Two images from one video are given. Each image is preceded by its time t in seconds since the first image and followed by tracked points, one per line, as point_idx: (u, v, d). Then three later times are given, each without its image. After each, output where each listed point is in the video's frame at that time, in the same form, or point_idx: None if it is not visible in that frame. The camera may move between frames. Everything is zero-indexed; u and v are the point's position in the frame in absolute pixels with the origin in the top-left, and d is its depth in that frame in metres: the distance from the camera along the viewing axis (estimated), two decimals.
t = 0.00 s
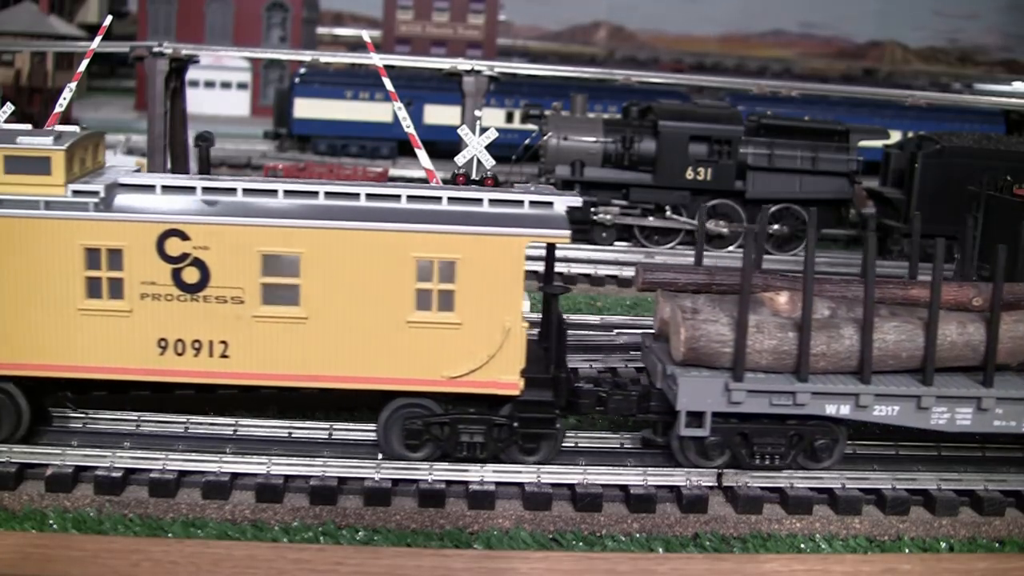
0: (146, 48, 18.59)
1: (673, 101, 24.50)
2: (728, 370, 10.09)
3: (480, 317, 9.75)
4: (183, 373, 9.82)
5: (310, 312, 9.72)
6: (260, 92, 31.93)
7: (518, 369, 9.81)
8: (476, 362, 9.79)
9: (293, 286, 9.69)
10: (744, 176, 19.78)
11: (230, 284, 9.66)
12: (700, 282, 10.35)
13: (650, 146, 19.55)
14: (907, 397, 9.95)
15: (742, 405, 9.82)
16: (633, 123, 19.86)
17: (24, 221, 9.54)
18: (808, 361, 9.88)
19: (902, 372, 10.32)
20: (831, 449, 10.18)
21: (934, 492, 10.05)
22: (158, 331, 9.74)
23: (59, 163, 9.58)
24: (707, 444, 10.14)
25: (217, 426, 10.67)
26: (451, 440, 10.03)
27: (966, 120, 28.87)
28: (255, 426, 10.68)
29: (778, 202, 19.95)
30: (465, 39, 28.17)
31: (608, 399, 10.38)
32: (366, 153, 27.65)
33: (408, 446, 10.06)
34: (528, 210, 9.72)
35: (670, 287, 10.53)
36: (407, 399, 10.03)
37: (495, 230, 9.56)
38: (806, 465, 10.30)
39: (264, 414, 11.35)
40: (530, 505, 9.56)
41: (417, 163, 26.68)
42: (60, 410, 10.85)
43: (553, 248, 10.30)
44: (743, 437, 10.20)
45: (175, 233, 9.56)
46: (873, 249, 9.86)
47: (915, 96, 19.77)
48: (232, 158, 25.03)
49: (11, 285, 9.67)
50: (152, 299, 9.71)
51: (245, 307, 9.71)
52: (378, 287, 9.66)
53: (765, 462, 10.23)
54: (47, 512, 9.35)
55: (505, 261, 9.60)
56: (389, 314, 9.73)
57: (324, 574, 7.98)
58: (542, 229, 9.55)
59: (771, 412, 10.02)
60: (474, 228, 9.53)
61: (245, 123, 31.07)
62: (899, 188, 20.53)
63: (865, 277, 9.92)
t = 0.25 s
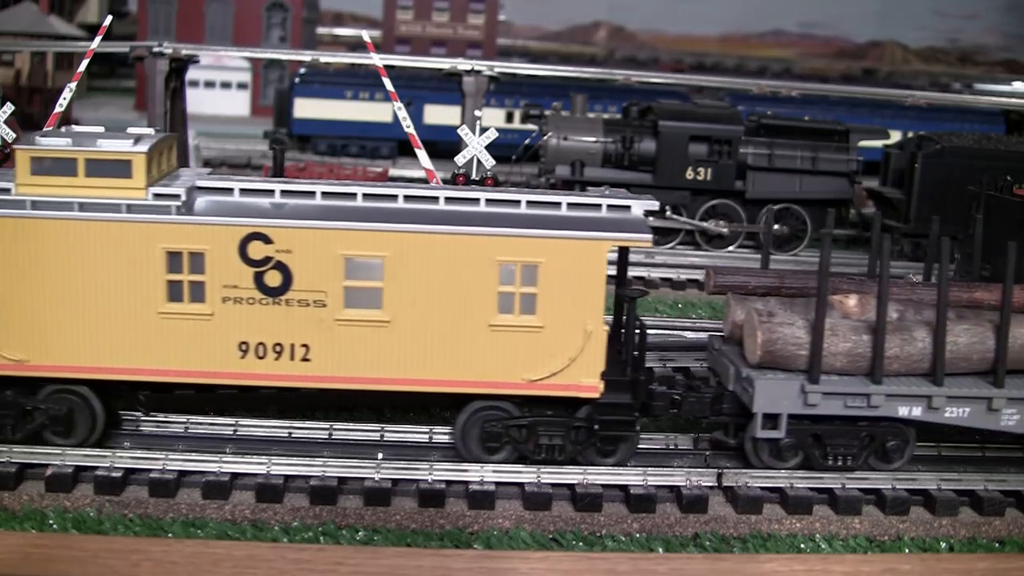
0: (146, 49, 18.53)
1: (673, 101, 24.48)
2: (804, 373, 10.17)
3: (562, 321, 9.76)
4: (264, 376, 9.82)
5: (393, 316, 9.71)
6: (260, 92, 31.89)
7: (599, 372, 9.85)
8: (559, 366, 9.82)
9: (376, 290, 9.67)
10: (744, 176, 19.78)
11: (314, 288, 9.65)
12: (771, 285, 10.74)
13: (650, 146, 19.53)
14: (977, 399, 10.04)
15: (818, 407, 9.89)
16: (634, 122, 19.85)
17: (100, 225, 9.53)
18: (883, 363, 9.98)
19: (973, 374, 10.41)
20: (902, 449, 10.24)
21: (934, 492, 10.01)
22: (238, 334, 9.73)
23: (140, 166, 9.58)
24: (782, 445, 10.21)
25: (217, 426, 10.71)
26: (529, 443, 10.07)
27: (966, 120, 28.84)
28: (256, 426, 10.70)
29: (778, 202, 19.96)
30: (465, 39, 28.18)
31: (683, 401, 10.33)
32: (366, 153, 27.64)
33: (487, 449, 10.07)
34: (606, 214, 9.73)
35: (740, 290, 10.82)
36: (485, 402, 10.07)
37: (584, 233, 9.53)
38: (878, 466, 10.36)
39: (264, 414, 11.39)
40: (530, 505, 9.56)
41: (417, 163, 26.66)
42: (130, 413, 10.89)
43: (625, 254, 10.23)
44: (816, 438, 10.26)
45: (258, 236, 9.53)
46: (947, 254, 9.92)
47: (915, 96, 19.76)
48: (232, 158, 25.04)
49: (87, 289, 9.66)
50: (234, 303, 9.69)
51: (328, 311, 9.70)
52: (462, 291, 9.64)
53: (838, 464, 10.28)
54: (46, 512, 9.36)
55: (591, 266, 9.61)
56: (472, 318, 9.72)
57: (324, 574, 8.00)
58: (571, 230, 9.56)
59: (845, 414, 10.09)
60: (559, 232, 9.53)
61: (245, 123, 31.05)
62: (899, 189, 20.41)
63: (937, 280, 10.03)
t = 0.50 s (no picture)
0: (146, 48, 18.58)
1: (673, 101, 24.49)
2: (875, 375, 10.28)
3: (641, 323, 9.82)
4: (344, 378, 9.85)
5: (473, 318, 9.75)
6: (261, 92, 31.92)
7: (676, 373, 9.91)
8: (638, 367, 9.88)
9: (456, 292, 9.71)
10: (744, 176, 19.80)
11: (395, 290, 9.67)
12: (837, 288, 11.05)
13: (650, 146, 19.53)
14: None
15: (890, 409, 10.01)
16: (633, 123, 19.85)
17: (179, 228, 9.51)
18: (954, 365, 10.08)
19: None
20: (972, 450, 10.29)
21: (934, 492, 10.04)
22: (319, 337, 9.77)
23: (220, 168, 9.59)
24: (853, 447, 10.29)
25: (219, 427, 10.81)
26: (605, 445, 10.16)
27: (966, 120, 28.81)
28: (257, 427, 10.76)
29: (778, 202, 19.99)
30: (465, 39, 28.22)
31: (754, 403, 10.38)
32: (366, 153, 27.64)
33: (563, 450, 10.15)
34: (686, 216, 9.79)
35: (807, 294, 11.10)
36: (561, 404, 10.14)
37: (657, 237, 9.57)
38: (947, 467, 10.43)
39: (265, 414, 11.44)
40: (530, 505, 9.56)
41: (417, 163, 26.65)
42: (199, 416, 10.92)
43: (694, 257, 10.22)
44: (887, 440, 10.31)
45: (339, 239, 9.57)
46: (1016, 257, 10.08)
47: (915, 96, 19.75)
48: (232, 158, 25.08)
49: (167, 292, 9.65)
50: (314, 305, 9.73)
51: (408, 313, 9.74)
52: (541, 293, 9.70)
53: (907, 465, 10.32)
54: (46, 512, 9.36)
55: (671, 269, 9.66)
56: (551, 319, 9.78)
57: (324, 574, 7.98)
58: (598, 232, 9.56)
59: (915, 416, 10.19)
60: (638, 234, 9.57)
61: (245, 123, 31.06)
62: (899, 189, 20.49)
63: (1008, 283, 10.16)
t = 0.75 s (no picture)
0: (146, 48, 18.61)
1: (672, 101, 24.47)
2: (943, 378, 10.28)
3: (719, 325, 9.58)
4: (423, 382, 9.53)
5: (554, 321, 9.45)
6: (260, 91, 31.79)
7: (753, 376, 9.69)
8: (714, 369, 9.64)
9: (536, 295, 9.40)
10: (744, 176, 19.87)
11: (476, 293, 9.36)
12: (901, 291, 10.99)
13: (650, 146, 19.41)
14: None
15: (958, 411, 9.97)
16: (633, 123, 19.78)
17: (260, 229, 9.16)
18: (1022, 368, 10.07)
19: None
20: None
21: (934, 492, 9.90)
22: (397, 340, 9.44)
23: (300, 171, 9.20)
24: (921, 449, 10.22)
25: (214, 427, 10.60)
26: (679, 447, 10.08)
27: (965, 120, 28.76)
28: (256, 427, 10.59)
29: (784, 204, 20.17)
30: (465, 39, 28.26)
31: (822, 405, 10.37)
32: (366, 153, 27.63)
33: (637, 453, 10.08)
34: (776, 220, 9.58)
35: (872, 297, 11.08)
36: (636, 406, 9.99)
37: (675, 237, 9.29)
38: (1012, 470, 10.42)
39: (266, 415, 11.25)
40: (529, 505, 9.44)
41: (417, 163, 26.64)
42: (267, 419, 10.70)
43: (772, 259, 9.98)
44: (954, 443, 10.27)
45: (419, 241, 9.25)
46: None
47: (915, 96, 19.74)
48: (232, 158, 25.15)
49: (246, 294, 9.31)
50: (394, 308, 9.41)
51: (488, 316, 9.42)
52: (621, 296, 9.40)
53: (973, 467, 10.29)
54: (46, 511, 9.15)
55: (747, 272, 9.42)
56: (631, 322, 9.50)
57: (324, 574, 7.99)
58: (605, 232, 9.25)
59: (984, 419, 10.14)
60: (718, 237, 9.32)
61: (245, 122, 31.04)
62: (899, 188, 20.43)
63: None
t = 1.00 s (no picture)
0: (146, 48, 18.55)
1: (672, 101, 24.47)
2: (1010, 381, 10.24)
3: (794, 326, 9.65)
4: (505, 384, 9.55)
5: (633, 323, 9.50)
6: (261, 92, 31.51)
7: (826, 378, 9.76)
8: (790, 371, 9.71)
9: (616, 297, 9.47)
10: (744, 176, 19.77)
11: (557, 295, 9.41)
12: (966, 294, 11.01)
13: (650, 146, 19.16)
14: None
15: None
16: (633, 123, 19.58)
17: (343, 233, 9.18)
18: None
19: None
20: None
21: (934, 492, 9.89)
22: (478, 343, 9.46)
23: (382, 174, 9.21)
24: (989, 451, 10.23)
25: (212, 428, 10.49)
26: (752, 448, 10.10)
27: (965, 120, 28.73)
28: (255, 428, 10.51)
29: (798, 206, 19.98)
30: (465, 39, 28.26)
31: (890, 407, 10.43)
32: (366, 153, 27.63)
33: (710, 455, 10.09)
34: (824, 223, 9.64)
35: (937, 299, 11.08)
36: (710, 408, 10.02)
37: (753, 240, 9.35)
38: None
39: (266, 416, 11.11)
40: (530, 505, 9.44)
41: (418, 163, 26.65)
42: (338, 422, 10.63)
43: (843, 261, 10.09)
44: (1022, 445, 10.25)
45: (502, 244, 9.28)
46: None
47: (915, 97, 19.74)
48: (232, 158, 25.21)
49: (328, 297, 9.32)
50: (476, 310, 9.43)
51: (568, 318, 9.47)
52: (700, 299, 9.46)
53: None
54: (46, 512, 9.14)
55: (823, 274, 9.51)
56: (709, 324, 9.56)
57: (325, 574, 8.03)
58: (607, 232, 9.27)
59: None
60: (785, 240, 9.37)
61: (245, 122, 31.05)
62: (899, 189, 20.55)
63: None
